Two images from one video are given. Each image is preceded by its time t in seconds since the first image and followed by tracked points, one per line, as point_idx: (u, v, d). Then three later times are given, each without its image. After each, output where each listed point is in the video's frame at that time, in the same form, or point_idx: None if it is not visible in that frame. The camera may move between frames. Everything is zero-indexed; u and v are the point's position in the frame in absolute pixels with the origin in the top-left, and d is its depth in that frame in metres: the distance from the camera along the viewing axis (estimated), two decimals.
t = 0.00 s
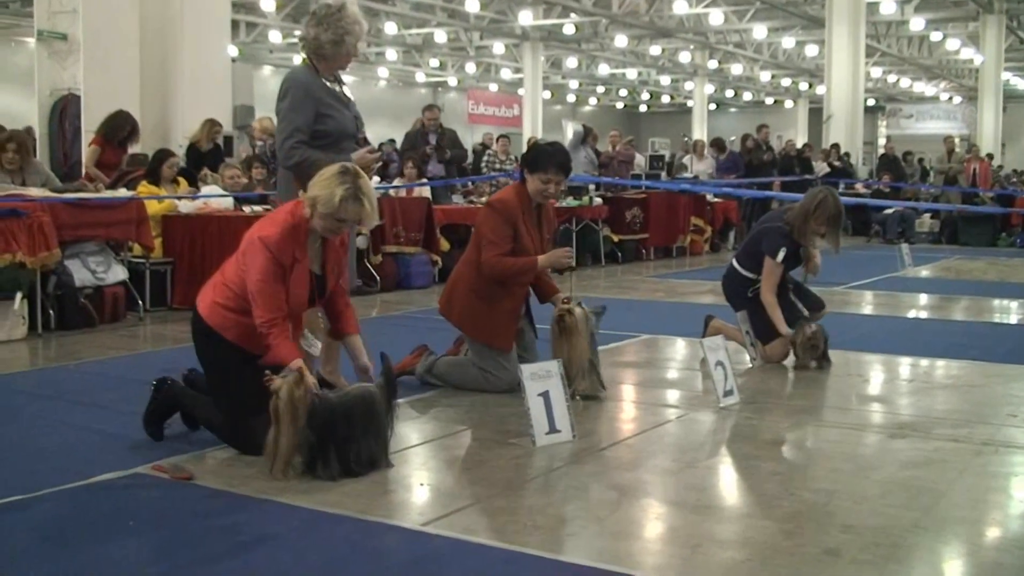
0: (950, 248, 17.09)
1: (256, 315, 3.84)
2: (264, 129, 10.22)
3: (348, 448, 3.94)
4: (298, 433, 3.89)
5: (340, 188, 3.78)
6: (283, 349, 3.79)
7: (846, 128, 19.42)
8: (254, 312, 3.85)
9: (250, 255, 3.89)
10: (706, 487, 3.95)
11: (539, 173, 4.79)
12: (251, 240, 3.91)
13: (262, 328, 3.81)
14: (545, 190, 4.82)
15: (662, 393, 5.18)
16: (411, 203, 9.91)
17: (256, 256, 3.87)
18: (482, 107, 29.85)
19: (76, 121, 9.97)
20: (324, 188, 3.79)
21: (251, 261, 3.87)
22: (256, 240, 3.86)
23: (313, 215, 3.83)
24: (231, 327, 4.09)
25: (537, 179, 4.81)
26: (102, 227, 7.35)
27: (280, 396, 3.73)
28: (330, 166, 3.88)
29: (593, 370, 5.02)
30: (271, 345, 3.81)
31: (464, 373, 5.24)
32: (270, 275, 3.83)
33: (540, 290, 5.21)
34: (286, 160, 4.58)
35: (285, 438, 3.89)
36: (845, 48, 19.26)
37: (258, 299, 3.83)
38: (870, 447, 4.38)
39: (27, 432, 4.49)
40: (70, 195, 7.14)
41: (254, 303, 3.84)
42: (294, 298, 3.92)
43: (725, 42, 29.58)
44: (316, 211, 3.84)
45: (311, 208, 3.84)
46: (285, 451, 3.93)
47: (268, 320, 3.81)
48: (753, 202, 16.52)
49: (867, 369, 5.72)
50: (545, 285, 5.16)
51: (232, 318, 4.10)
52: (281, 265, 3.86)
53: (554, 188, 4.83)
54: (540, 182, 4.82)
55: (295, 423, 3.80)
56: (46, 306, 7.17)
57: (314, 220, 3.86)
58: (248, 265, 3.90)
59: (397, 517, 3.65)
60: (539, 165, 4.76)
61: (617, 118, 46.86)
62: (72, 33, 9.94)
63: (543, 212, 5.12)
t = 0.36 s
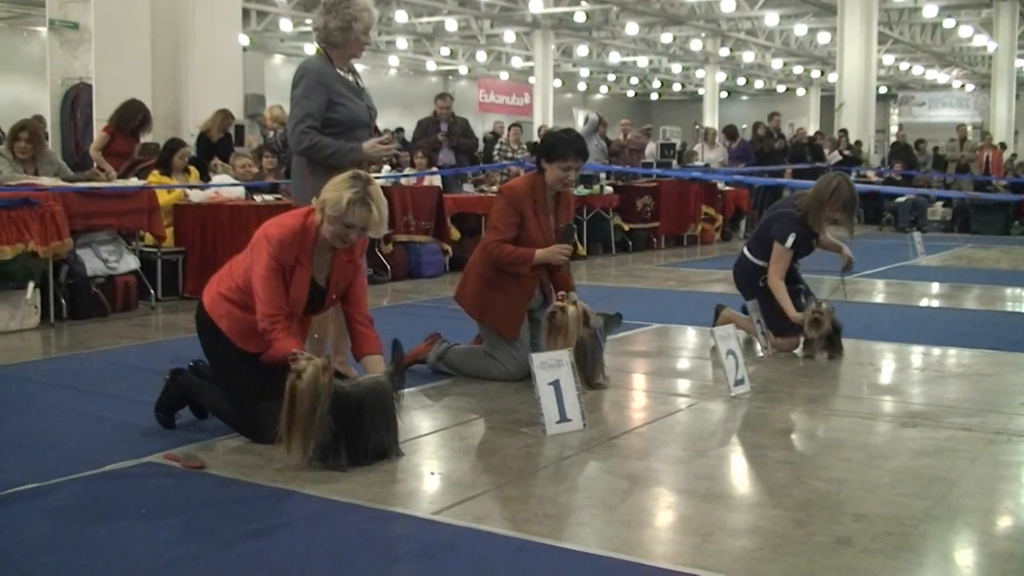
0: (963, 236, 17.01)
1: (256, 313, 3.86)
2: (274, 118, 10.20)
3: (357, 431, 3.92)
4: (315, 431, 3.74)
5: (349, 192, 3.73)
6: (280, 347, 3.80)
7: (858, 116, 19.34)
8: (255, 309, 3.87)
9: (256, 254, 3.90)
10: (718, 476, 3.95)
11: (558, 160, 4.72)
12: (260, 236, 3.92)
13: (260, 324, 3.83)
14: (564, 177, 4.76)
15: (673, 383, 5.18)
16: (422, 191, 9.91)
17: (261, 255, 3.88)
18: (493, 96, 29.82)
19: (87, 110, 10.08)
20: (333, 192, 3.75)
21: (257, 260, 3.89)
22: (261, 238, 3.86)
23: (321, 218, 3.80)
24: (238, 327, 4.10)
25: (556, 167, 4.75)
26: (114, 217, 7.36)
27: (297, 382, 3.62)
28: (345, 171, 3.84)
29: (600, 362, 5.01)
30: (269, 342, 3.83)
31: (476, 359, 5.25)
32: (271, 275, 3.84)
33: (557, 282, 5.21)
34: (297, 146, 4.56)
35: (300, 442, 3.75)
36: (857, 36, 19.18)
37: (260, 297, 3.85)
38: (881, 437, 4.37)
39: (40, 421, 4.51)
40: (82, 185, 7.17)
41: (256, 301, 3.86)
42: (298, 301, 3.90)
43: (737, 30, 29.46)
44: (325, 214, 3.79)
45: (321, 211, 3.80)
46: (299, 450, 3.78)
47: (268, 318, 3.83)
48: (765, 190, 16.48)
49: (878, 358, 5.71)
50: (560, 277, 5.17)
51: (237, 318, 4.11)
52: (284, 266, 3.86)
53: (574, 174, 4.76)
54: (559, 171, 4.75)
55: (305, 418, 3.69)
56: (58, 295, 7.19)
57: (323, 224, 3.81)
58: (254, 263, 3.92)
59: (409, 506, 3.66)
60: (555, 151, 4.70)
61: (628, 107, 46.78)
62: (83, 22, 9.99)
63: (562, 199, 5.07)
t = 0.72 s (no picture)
0: (965, 232, 16.99)
1: (252, 294, 3.90)
2: (276, 114, 10.19)
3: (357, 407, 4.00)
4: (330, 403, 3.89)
5: (354, 177, 3.75)
6: (273, 328, 3.86)
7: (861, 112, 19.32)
8: (250, 291, 3.90)
9: (256, 237, 3.92)
10: (720, 472, 3.95)
11: (571, 151, 4.78)
12: (260, 223, 3.93)
13: (253, 306, 3.87)
14: (578, 166, 4.80)
15: (675, 378, 5.18)
16: (424, 187, 9.91)
17: (261, 238, 3.89)
18: (495, 92, 29.81)
19: (90, 105, 10.12)
20: (338, 176, 3.77)
21: (256, 244, 3.90)
22: (262, 223, 3.88)
23: (324, 203, 3.83)
24: (232, 310, 4.12)
25: (569, 157, 4.80)
26: (116, 212, 7.37)
27: (316, 345, 3.79)
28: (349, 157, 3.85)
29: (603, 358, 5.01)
30: (262, 323, 3.88)
31: (484, 353, 5.26)
32: (271, 259, 3.87)
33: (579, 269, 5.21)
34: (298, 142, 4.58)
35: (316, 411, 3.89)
36: (860, 32, 19.15)
37: (256, 280, 3.88)
38: (883, 432, 4.37)
39: (41, 416, 4.51)
40: (84, 181, 7.17)
41: (252, 283, 3.89)
42: (297, 286, 3.92)
43: (740, 25, 29.44)
44: (329, 199, 3.81)
45: (324, 196, 3.81)
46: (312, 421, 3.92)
47: (263, 300, 3.87)
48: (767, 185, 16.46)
49: (880, 353, 5.71)
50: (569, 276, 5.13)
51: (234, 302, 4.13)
52: (284, 251, 3.87)
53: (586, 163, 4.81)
54: (573, 160, 4.80)
55: (318, 386, 3.83)
56: (61, 291, 7.20)
57: (327, 209, 3.82)
58: (254, 250, 3.93)
59: (411, 501, 3.66)
60: (565, 139, 4.76)
61: (630, 102, 46.76)
62: (85, 18, 10.03)
63: (574, 197, 5.05)
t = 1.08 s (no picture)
0: (965, 231, 16.99)
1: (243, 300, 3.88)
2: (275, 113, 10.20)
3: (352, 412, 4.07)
4: (338, 415, 4.00)
5: (360, 194, 3.75)
6: (261, 340, 3.85)
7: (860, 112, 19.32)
8: (243, 297, 3.88)
9: (256, 244, 3.92)
10: (720, 471, 3.95)
11: (586, 158, 4.72)
12: (260, 230, 3.93)
13: (244, 312, 3.84)
14: (593, 175, 4.73)
15: (674, 378, 5.17)
16: (423, 186, 9.92)
17: (261, 246, 3.89)
18: (495, 91, 29.82)
19: (89, 105, 10.15)
20: (345, 192, 3.77)
21: (257, 251, 3.89)
22: (263, 232, 3.89)
23: (326, 215, 3.84)
24: (225, 314, 4.12)
25: (584, 164, 4.74)
26: (115, 212, 7.36)
27: (321, 361, 3.83)
28: (355, 171, 3.86)
29: (603, 356, 5.02)
30: (251, 331, 3.86)
31: (485, 352, 5.26)
32: (270, 268, 3.86)
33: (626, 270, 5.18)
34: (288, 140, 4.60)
35: (320, 417, 3.97)
36: (859, 33, 19.15)
37: (251, 287, 3.86)
38: (883, 432, 4.37)
39: (40, 416, 4.51)
40: (83, 180, 7.16)
41: (247, 290, 3.87)
42: (294, 295, 3.94)
43: (739, 25, 29.44)
44: (332, 214, 3.81)
45: (327, 209, 3.82)
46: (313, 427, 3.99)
47: (256, 307, 3.85)
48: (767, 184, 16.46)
49: (880, 352, 5.71)
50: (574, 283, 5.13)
51: (228, 304, 4.14)
52: (284, 260, 3.88)
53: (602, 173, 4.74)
54: (588, 168, 4.74)
55: (319, 399, 3.89)
56: (60, 291, 7.19)
57: (329, 222, 3.82)
58: (251, 257, 3.93)
59: (410, 501, 3.66)
60: (580, 148, 4.72)
61: (629, 102, 46.77)
62: (84, 17, 10.07)
63: (590, 207, 5.00)
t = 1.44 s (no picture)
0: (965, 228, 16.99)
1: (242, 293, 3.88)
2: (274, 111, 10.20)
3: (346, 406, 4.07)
4: (328, 410, 3.98)
5: (355, 184, 3.75)
6: (258, 333, 3.83)
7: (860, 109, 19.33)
8: (242, 289, 3.89)
9: (255, 236, 3.92)
10: (720, 468, 3.95)
11: (617, 186, 4.62)
12: (258, 222, 3.94)
13: (243, 305, 3.85)
14: (621, 205, 4.64)
15: (675, 375, 5.17)
16: (423, 183, 9.91)
17: (259, 237, 3.90)
18: (495, 88, 29.82)
19: (89, 102, 10.11)
20: (339, 181, 3.78)
21: (255, 243, 3.90)
22: (261, 223, 3.90)
23: (323, 207, 3.84)
24: (226, 308, 4.13)
25: (615, 192, 4.64)
26: (115, 210, 7.36)
27: (317, 354, 3.80)
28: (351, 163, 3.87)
29: (603, 355, 5.03)
30: (247, 324, 3.86)
31: (488, 345, 5.27)
32: (267, 259, 3.86)
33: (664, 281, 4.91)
34: (291, 143, 4.63)
35: (312, 413, 3.96)
36: (859, 31, 19.14)
37: (250, 279, 3.87)
38: (882, 429, 4.37)
39: (39, 414, 4.51)
40: (83, 177, 7.16)
41: (246, 283, 3.87)
42: (294, 287, 3.94)
43: (739, 22, 29.44)
44: (327, 203, 3.82)
45: (324, 201, 3.84)
46: (305, 422, 4.00)
47: (255, 299, 3.85)
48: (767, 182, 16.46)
49: (880, 349, 5.71)
50: (586, 290, 5.12)
51: (228, 299, 4.15)
52: (282, 251, 3.88)
53: (632, 204, 4.64)
54: (618, 196, 4.64)
55: (312, 393, 3.88)
56: (59, 288, 7.19)
57: (325, 212, 3.84)
58: (250, 249, 3.93)
59: (410, 498, 3.66)
60: (616, 177, 4.63)
61: (628, 99, 46.77)
62: (84, 15, 10.11)
63: (619, 231, 4.86)
